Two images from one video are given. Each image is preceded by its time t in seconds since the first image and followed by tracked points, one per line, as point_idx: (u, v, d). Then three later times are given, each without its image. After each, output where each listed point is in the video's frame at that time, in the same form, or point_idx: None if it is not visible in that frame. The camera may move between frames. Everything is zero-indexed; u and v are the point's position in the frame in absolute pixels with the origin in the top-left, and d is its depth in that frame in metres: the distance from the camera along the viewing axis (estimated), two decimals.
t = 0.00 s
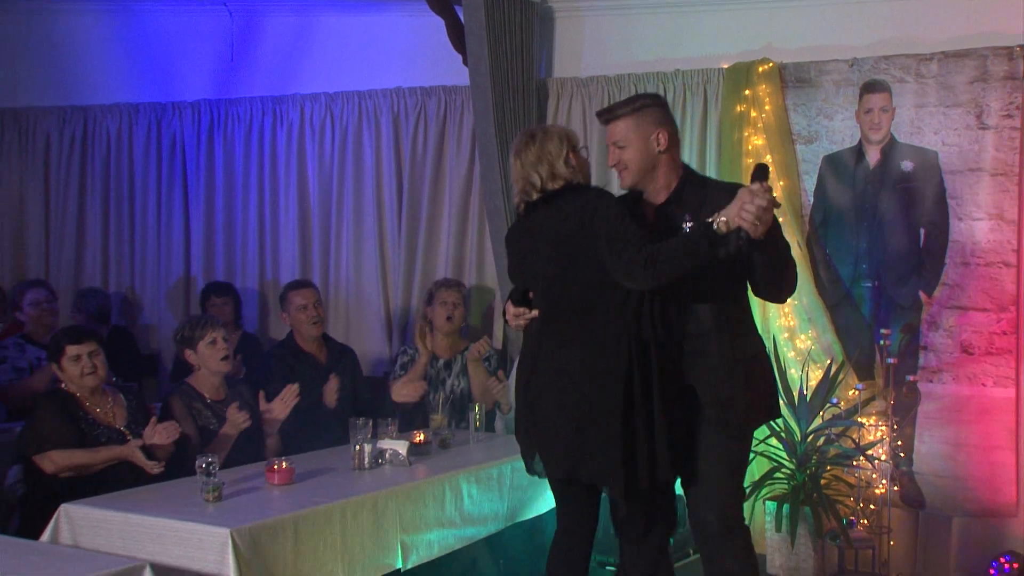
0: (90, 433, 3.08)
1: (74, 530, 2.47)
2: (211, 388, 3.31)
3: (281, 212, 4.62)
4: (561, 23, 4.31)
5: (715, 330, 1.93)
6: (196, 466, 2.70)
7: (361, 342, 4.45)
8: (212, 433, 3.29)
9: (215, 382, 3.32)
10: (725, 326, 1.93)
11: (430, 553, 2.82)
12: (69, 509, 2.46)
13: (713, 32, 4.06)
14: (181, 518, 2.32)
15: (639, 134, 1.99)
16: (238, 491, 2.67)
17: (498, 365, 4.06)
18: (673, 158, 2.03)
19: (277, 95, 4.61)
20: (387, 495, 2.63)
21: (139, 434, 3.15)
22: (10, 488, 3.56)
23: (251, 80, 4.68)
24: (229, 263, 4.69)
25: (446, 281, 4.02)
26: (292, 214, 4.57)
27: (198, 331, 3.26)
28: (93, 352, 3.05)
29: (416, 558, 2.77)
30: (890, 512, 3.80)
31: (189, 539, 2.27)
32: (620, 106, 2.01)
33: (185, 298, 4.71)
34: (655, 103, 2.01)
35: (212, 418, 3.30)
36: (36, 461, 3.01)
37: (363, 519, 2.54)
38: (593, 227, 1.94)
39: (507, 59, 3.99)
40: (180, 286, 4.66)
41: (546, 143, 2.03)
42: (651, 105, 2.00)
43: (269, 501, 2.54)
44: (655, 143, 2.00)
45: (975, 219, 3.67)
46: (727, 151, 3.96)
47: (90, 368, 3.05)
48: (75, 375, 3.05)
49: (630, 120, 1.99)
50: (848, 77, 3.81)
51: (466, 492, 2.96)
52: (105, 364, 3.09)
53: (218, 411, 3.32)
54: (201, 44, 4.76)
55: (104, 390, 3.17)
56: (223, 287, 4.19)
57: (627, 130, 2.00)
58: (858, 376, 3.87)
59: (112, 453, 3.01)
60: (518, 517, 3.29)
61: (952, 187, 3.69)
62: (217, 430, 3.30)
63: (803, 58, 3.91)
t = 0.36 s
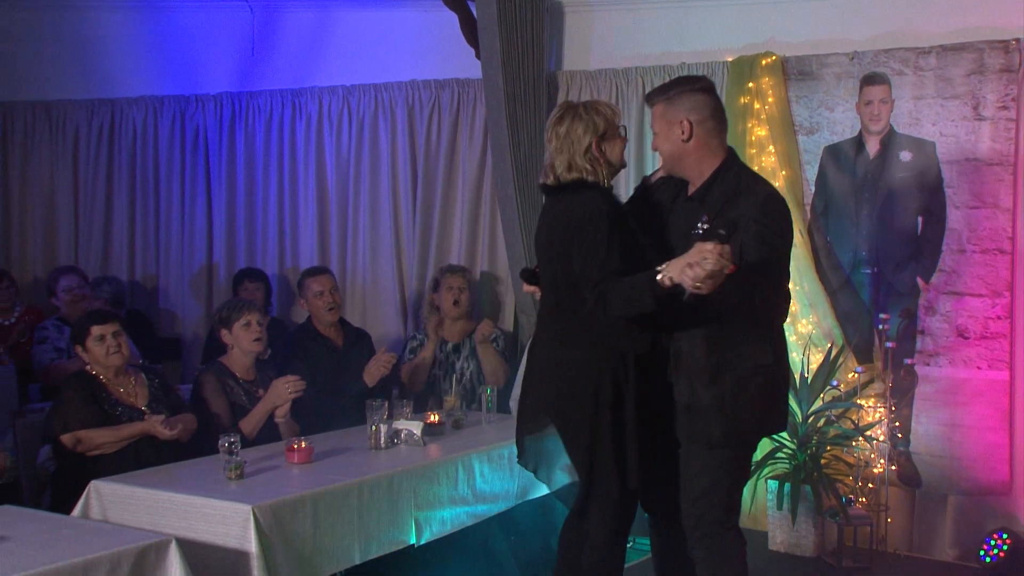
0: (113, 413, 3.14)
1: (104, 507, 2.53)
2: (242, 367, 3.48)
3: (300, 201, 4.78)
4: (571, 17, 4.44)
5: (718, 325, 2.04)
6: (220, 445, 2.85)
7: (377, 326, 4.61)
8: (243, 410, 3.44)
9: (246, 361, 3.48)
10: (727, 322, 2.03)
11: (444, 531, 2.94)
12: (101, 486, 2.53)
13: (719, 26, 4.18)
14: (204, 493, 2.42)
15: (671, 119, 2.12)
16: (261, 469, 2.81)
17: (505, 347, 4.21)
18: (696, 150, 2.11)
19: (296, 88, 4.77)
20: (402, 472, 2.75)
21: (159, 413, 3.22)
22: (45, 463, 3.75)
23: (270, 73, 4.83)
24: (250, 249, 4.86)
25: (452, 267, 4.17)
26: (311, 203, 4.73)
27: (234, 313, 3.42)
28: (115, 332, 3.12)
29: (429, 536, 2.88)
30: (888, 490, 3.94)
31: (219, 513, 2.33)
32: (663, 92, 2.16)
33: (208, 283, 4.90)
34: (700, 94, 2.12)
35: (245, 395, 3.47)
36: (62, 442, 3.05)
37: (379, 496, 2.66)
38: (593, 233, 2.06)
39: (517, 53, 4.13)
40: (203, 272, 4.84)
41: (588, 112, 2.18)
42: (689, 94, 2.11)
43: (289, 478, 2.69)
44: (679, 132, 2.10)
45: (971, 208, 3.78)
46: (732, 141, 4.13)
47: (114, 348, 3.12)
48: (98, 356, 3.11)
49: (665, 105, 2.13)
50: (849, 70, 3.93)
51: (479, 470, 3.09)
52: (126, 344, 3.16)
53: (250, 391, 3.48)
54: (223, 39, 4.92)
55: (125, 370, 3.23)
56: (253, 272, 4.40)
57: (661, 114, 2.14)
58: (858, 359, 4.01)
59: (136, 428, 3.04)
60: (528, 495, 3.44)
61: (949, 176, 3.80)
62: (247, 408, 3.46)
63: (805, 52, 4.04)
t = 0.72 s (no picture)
0: (141, 398, 3.21)
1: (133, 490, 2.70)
2: (259, 356, 3.57)
3: (319, 194, 4.93)
4: (581, 16, 4.57)
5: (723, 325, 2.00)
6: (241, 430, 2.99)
7: (394, 315, 4.77)
8: (259, 400, 3.51)
9: (264, 350, 3.59)
10: (730, 318, 1.96)
11: (460, 514, 3.08)
12: (128, 469, 2.68)
13: (726, 25, 4.30)
14: (227, 477, 2.54)
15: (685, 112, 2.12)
16: (282, 454, 2.96)
17: (514, 335, 4.36)
18: (714, 139, 2.10)
19: (316, 85, 4.92)
20: (419, 456, 2.90)
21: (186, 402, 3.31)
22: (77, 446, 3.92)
23: (291, 71, 4.98)
24: (271, 241, 5.02)
25: (458, 261, 4.28)
26: (330, 197, 4.89)
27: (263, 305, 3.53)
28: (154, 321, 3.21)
29: (445, 518, 3.02)
30: (888, 476, 4.07)
31: (240, 497, 2.45)
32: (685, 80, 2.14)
33: (231, 274, 5.07)
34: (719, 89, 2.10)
35: (261, 385, 3.55)
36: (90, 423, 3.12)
37: (396, 478, 2.80)
38: (597, 234, 2.13)
39: (531, 51, 4.25)
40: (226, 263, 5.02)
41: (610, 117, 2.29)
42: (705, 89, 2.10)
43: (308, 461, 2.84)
44: (695, 122, 2.10)
45: (970, 202, 3.90)
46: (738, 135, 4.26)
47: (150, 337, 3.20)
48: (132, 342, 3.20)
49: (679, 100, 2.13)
50: (851, 67, 4.05)
51: (492, 455, 3.24)
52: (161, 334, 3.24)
53: (267, 380, 3.57)
54: (245, 38, 5.09)
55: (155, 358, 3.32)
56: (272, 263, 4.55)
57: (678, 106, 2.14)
58: (859, 348, 4.14)
59: (162, 418, 3.13)
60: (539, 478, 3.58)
61: (948, 171, 3.92)
62: (265, 397, 3.54)
63: (809, 50, 4.16)
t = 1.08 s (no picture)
0: (172, 386, 3.38)
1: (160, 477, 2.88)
2: (273, 349, 3.72)
3: (338, 191, 5.10)
4: (592, 18, 4.71)
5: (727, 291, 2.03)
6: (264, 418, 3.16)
7: (411, 308, 4.93)
8: (277, 392, 3.68)
9: (277, 343, 3.73)
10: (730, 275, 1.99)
11: (475, 499, 3.24)
12: (157, 456, 2.86)
13: (732, 26, 4.43)
14: (252, 463, 2.71)
15: (735, 98, 2.09)
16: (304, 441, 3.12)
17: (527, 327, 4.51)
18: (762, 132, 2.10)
19: (335, 85, 5.08)
20: (434, 443, 3.06)
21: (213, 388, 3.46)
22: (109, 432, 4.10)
23: (311, 72, 5.15)
24: (292, 236, 5.19)
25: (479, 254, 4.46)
26: (349, 193, 5.06)
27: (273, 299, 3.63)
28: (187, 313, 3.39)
29: (461, 502, 3.18)
30: (889, 463, 4.21)
31: (265, 481, 2.62)
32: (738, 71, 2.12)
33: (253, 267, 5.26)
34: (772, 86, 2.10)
35: (277, 378, 3.70)
36: (122, 408, 3.30)
37: (412, 463, 2.96)
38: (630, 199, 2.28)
39: (541, 53, 4.38)
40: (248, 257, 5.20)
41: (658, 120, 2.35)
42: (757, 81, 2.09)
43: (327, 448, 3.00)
44: (746, 114, 2.09)
45: (968, 198, 4.01)
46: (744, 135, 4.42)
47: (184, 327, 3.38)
48: (165, 333, 3.37)
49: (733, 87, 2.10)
50: (854, 68, 4.18)
51: (505, 442, 3.40)
52: (190, 326, 3.41)
53: (281, 373, 3.71)
54: (267, 39, 5.25)
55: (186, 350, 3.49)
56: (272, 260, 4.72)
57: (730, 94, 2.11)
58: (861, 339, 4.29)
59: (194, 400, 3.30)
60: (550, 464, 3.74)
61: (947, 168, 4.04)
62: (281, 389, 3.69)
63: (813, 50, 4.29)
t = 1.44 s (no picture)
0: (200, 374, 3.56)
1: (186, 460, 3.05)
2: (292, 340, 3.87)
3: (355, 186, 5.26)
4: (601, 19, 4.85)
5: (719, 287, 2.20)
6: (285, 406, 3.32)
7: (425, 299, 5.09)
8: (295, 380, 3.82)
9: (296, 334, 3.87)
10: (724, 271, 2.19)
11: (487, 484, 3.40)
12: (182, 442, 3.03)
13: (738, 27, 4.56)
14: (271, 449, 2.86)
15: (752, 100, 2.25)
16: (323, 428, 3.27)
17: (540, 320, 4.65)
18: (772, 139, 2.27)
19: (352, 84, 5.23)
20: (447, 432, 3.22)
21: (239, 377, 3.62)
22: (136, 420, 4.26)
23: (329, 71, 5.30)
24: (311, 231, 5.36)
25: (498, 250, 4.55)
26: (365, 188, 5.22)
27: (289, 289, 3.79)
28: (197, 307, 3.56)
29: (474, 486, 3.34)
30: (888, 450, 4.34)
31: (286, 466, 2.77)
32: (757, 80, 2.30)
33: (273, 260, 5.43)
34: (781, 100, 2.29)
35: (295, 367, 3.85)
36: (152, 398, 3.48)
37: (426, 450, 3.12)
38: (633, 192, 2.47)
39: (552, 53, 4.52)
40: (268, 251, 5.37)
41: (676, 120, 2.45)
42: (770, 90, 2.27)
43: (346, 434, 3.15)
44: (768, 121, 2.26)
45: (967, 193, 4.14)
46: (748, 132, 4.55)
47: (195, 321, 3.56)
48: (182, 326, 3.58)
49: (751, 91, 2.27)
50: (855, 67, 4.30)
51: (517, 431, 3.55)
52: (208, 318, 3.60)
53: (301, 363, 3.86)
54: (286, 40, 5.41)
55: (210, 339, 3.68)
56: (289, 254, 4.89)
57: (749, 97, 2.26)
58: (862, 331, 4.41)
59: (219, 391, 3.44)
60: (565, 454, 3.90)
61: (946, 164, 4.16)
62: (301, 379, 3.83)
63: (816, 50, 4.41)
